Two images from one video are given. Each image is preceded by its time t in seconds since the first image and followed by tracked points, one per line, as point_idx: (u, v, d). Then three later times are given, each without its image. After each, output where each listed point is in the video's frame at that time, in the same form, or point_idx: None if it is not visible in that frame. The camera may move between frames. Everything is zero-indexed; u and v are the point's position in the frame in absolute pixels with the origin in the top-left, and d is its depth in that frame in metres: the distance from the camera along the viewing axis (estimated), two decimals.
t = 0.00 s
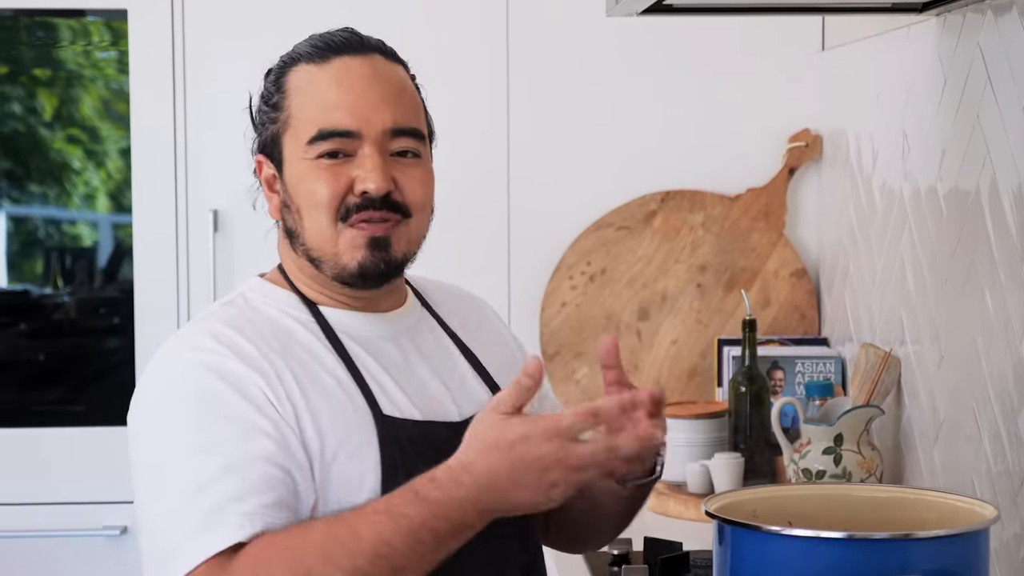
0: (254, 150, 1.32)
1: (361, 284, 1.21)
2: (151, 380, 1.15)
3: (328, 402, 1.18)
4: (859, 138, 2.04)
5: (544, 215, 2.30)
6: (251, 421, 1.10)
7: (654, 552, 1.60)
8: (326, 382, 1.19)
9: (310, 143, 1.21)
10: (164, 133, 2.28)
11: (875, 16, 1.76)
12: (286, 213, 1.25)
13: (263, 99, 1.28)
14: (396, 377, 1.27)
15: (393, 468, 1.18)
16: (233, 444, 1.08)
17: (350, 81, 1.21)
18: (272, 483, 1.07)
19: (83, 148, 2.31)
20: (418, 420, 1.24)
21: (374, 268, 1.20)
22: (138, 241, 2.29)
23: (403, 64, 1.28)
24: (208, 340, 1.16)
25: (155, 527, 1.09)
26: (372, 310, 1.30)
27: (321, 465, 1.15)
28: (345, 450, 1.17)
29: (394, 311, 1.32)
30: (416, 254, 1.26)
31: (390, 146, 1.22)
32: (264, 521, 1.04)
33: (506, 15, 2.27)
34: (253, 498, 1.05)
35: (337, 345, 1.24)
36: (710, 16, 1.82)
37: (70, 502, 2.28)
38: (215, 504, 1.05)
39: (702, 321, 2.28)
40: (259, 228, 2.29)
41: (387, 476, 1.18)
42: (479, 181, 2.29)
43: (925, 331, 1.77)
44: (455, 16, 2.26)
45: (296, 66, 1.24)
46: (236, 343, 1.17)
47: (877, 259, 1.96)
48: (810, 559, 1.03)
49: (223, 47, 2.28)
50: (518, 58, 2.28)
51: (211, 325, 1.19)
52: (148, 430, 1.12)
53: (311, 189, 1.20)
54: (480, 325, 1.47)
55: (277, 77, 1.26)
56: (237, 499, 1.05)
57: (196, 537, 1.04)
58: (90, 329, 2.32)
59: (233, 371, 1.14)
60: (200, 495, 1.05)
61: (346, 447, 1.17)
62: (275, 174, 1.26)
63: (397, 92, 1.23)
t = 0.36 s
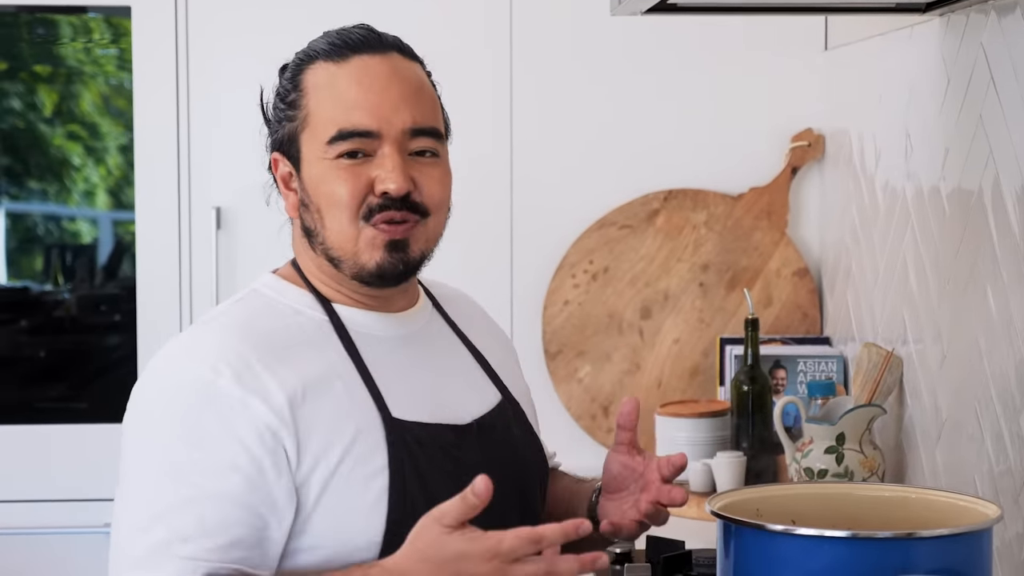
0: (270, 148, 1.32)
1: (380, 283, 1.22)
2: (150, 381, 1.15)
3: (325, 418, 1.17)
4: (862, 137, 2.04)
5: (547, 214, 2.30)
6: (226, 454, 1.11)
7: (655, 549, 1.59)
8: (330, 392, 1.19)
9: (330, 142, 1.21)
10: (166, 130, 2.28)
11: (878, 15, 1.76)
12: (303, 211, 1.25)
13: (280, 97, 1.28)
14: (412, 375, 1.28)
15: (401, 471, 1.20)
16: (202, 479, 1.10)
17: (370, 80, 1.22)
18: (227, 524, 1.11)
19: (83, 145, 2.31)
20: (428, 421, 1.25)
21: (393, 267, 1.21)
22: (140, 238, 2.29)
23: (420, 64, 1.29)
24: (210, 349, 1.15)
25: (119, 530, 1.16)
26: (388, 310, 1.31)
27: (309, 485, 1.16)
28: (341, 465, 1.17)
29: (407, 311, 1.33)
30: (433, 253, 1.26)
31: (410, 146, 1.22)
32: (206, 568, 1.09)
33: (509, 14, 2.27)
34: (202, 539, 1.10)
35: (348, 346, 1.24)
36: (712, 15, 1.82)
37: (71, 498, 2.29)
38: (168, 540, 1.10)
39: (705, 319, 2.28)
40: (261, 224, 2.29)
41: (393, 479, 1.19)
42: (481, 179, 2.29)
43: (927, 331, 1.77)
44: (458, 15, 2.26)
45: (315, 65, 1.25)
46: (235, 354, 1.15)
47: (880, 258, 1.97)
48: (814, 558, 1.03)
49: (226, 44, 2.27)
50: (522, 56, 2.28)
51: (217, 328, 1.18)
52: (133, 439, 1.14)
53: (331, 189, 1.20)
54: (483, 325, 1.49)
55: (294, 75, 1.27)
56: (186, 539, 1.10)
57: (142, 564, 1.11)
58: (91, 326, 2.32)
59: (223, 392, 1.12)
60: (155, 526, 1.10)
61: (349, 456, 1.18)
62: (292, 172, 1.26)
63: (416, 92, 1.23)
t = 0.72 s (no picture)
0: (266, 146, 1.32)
1: (380, 283, 1.22)
2: (151, 383, 1.16)
3: (325, 420, 1.17)
4: (866, 139, 2.05)
5: (549, 214, 2.30)
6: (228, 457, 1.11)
7: (658, 550, 1.59)
8: (333, 393, 1.19)
9: (328, 142, 1.21)
10: (169, 129, 2.28)
11: (882, 17, 1.76)
12: (301, 210, 1.25)
13: (276, 96, 1.28)
14: (410, 373, 1.28)
15: (403, 471, 1.20)
16: (203, 483, 1.11)
17: (367, 79, 1.22)
18: (230, 528, 1.11)
19: (86, 144, 2.32)
20: (426, 419, 1.25)
21: (393, 266, 1.21)
22: (143, 236, 2.29)
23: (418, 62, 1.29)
24: (212, 352, 1.15)
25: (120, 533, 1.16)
26: (386, 310, 1.31)
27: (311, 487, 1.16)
28: (343, 467, 1.17)
29: (407, 310, 1.33)
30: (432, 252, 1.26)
31: (408, 145, 1.23)
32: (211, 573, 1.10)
33: (513, 13, 2.27)
34: (205, 544, 1.10)
35: (349, 347, 1.24)
36: (717, 15, 1.83)
37: (74, 496, 2.29)
38: (170, 545, 1.10)
39: (707, 320, 2.28)
40: (264, 224, 2.30)
41: (395, 480, 1.19)
42: (484, 179, 2.29)
43: (929, 332, 1.77)
44: (461, 15, 2.26)
45: (312, 64, 1.25)
46: (235, 357, 1.15)
47: (882, 259, 1.97)
48: (815, 559, 1.03)
49: (231, 43, 2.28)
50: (525, 56, 2.28)
51: (218, 331, 1.18)
52: (133, 443, 1.14)
53: (329, 188, 1.20)
54: (483, 324, 1.49)
55: (290, 74, 1.27)
56: (188, 545, 1.10)
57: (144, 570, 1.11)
58: (93, 325, 2.32)
59: (225, 395, 1.13)
60: (157, 531, 1.11)
61: (350, 457, 1.18)
62: (290, 171, 1.26)
63: (413, 91, 1.23)
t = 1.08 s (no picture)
0: (287, 140, 1.28)
1: (407, 300, 1.24)
2: (154, 381, 1.15)
3: (331, 413, 1.18)
4: (864, 139, 2.05)
5: (548, 215, 2.30)
6: (244, 444, 1.11)
7: (656, 550, 1.59)
8: (336, 389, 1.20)
9: (390, 161, 1.19)
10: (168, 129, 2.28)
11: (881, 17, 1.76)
12: (339, 219, 1.23)
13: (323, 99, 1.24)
14: (406, 372, 1.29)
15: (404, 469, 1.20)
16: (222, 472, 1.09)
17: (435, 106, 1.21)
18: (254, 514, 1.10)
19: (84, 144, 2.31)
20: (421, 417, 1.25)
21: (429, 290, 1.23)
22: (141, 235, 2.29)
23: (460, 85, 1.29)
24: (215, 348, 1.15)
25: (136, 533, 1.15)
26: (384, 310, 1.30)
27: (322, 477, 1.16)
28: (350, 460, 1.18)
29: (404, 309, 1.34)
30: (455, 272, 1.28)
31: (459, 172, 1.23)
32: (241, 557, 1.08)
33: (512, 14, 2.27)
34: (230, 533, 1.09)
35: (345, 345, 1.24)
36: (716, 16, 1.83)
37: (72, 496, 2.29)
38: (196, 537, 1.09)
39: (705, 321, 2.28)
40: (263, 225, 2.30)
41: (397, 475, 1.20)
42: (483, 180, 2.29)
43: (928, 333, 1.77)
44: (460, 15, 2.26)
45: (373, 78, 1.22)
46: (240, 352, 1.16)
47: (880, 260, 1.97)
48: (813, 559, 1.03)
49: (230, 43, 2.28)
50: (524, 57, 2.28)
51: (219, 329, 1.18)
52: (141, 441, 1.13)
53: (386, 208, 1.19)
54: (477, 323, 1.50)
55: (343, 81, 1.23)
56: (214, 534, 1.08)
57: (171, 567, 1.09)
58: (92, 325, 2.32)
59: (232, 388, 1.13)
60: (181, 525, 1.09)
61: (354, 451, 1.18)
62: (329, 179, 1.23)
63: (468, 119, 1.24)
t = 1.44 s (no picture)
0: (299, 140, 1.28)
1: (416, 300, 1.23)
2: (155, 381, 1.15)
3: (332, 419, 1.17)
4: (861, 139, 2.04)
5: (545, 215, 2.30)
6: (240, 451, 1.10)
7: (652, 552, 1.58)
8: (340, 393, 1.19)
9: (402, 160, 1.19)
10: (165, 129, 2.28)
11: (878, 17, 1.76)
12: (349, 218, 1.22)
13: (335, 99, 1.24)
14: (412, 373, 1.29)
15: (409, 467, 1.20)
16: (216, 477, 1.09)
17: (448, 105, 1.21)
18: (244, 522, 1.09)
19: (80, 144, 2.31)
20: (428, 420, 1.26)
21: (440, 291, 1.22)
22: (138, 236, 2.29)
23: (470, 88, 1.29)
24: (218, 351, 1.15)
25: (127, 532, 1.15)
26: (393, 311, 1.31)
27: (320, 484, 1.16)
28: (351, 465, 1.17)
29: (411, 310, 1.33)
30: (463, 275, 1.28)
31: (470, 173, 1.23)
32: (227, 567, 1.08)
33: (509, 14, 2.27)
34: (221, 539, 1.08)
35: (354, 346, 1.24)
36: (712, 17, 1.82)
37: (67, 497, 2.28)
38: (184, 541, 1.08)
39: (702, 321, 2.28)
40: (261, 225, 2.30)
41: (402, 477, 1.20)
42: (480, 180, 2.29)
43: (924, 333, 1.77)
44: (457, 15, 2.26)
45: (385, 78, 1.22)
46: (244, 354, 1.15)
47: (877, 260, 1.97)
48: (810, 559, 1.03)
49: (227, 43, 2.28)
50: (521, 57, 2.28)
51: (224, 330, 1.17)
52: (137, 441, 1.13)
53: (396, 206, 1.19)
54: (477, 328, 1.51)
55: (355, 81, 1.24)
56: (203, 540, 1.08)
57: (158, 569, 1.09)
58: (88, 326, 2.32)
59: (233, 392, 1.12)
60: (170, 528, 1.09)
61: (356, 457, 1.18)
62: (340, 178, 1.23)
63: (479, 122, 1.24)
